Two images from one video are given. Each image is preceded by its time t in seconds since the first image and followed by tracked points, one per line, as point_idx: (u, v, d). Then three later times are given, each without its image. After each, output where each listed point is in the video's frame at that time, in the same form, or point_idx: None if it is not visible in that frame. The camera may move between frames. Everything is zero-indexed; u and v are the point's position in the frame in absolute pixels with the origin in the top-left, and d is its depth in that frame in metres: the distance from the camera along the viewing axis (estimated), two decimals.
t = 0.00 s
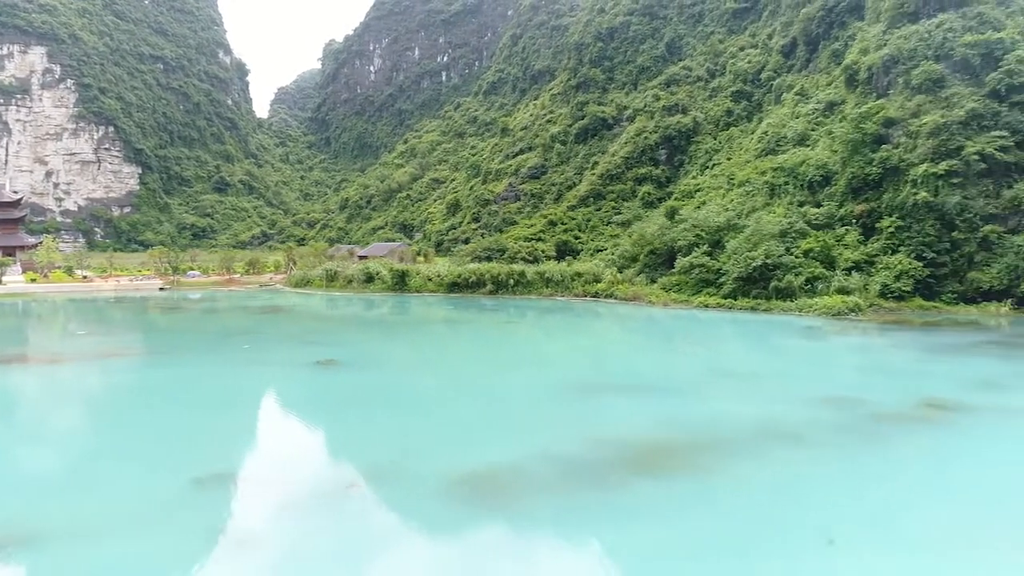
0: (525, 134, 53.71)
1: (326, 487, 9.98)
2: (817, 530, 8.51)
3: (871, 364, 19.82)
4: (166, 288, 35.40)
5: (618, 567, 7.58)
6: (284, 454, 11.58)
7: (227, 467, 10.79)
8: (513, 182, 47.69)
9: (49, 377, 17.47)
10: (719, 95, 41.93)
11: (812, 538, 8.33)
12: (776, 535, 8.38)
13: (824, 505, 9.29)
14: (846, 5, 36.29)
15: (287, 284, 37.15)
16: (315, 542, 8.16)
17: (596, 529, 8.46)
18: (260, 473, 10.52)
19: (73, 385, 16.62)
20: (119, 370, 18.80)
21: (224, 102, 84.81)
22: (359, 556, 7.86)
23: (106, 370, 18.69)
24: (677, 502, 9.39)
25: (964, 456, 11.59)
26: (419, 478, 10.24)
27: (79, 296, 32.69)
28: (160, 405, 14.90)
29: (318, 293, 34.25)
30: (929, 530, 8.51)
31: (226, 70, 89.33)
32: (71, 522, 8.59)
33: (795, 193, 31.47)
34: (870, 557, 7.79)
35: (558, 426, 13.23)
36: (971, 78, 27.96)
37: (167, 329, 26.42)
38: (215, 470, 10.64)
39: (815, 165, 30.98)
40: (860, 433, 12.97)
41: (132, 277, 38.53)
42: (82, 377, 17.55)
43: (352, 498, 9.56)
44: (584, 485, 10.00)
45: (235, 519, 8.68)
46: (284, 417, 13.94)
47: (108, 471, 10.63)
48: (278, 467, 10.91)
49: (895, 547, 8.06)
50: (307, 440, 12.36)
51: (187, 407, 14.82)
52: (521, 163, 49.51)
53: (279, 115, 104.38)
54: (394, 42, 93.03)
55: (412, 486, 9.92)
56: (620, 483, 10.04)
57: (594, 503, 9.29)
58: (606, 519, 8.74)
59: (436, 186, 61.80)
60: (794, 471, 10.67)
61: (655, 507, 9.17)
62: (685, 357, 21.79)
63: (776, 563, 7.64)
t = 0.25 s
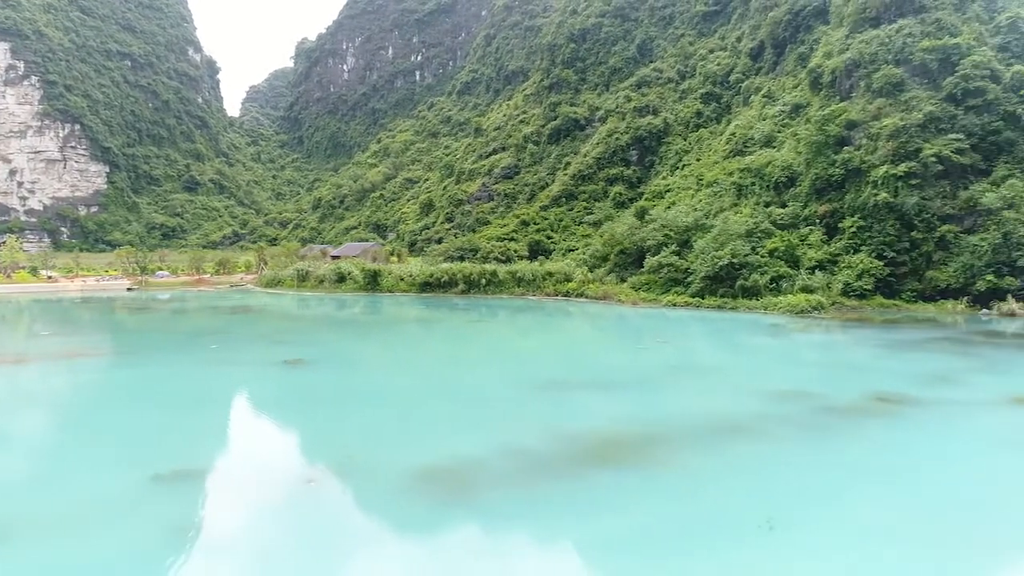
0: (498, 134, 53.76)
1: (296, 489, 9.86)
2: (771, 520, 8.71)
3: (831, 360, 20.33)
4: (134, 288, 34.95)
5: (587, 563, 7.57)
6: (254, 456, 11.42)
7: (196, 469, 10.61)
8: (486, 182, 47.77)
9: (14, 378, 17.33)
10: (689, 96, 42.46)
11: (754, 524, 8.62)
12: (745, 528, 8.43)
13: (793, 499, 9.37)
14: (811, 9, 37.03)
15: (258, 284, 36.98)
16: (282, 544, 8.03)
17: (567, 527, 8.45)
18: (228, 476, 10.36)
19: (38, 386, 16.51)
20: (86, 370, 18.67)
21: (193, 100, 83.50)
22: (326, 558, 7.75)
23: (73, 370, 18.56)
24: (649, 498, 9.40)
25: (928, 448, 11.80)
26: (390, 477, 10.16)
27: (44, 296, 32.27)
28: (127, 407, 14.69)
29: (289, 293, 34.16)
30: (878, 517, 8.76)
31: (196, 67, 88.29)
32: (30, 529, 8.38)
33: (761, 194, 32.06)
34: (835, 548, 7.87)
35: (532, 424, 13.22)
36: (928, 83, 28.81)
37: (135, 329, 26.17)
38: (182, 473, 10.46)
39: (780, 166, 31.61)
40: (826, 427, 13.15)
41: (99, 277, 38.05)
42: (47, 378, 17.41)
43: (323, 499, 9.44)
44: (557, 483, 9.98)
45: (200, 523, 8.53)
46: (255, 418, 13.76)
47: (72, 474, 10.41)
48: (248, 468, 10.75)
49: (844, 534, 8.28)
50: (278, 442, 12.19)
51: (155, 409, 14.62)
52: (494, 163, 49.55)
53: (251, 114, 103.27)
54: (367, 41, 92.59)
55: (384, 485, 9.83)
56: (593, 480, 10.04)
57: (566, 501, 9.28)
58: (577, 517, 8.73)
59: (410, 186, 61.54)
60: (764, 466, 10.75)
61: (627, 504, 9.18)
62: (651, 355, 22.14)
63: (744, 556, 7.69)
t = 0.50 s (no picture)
0: (469, 134, 53.75)
1: (265, 490, 9.80)
2: (710, 506, 9.08)
3: (790, 357, 20.87)
4: (97, 289, 34.37)
5: (554, 558, 7.64)
6: (223, 457, 11.31)
7: (162, 472, 10.48)
8: (457, 181, 47.83)
9: None
10: (656, 98, 43.08)
11: (694, 510, 8.98)
12: (709, 520, 8.60)
13: (747, 490, 9.63)
14: (776, 13, 37.81)
15: (225, 285, 36.74)
16: (247, 547, 7.98)
17: (533, 522, 8.54)
18: (197, 477, 10.26)
19: None
20: (48, 370, 18.51)
21: (159, 98, 82.41)
22: (293, 559, 7.73)
23: (35, 371, 18.40)
24: (617, 493, 9.51)
25: (889, 440, 12.09)
26: (361, 477, 10.13)
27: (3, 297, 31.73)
28: (92, 408, 14.52)
29: (256, 293, 34.00)
30: (812, 503, 9.17)
31: (162, 65, 87.09)
32: None
33: (725, 194, 32.75)
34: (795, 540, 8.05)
35: (503, 420, 13.31)
36: (884, 86, 29.71)
37: (98, 329, 25.89)
38: (149, 474, 10.33)
39: (743, 167, 32.29)
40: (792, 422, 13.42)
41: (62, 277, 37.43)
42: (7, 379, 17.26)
43: (292, 500, 9.38)
44: (526, 478, 10.07)
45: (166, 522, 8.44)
46: (225, 419, 13.65)
47: (33, 479, 10.21)
48: (216, 470, 10.66)
49: (778, 519, 8.67)
50: (249, 444, 12.09)
51: (122, 410, 14.44)
52: (465, 163, 49.54)
53: (219, 113, 101.93)
54: (337, 39, 92.04)
55: (353, 485, 9.81)
56: (564, 477, 10.13)
57: (525, 495, 9.45)
58: (536, 510, 8.90)
59: (381, 186, 61.28)
60: (732, 459, 10.94)
61: (594, 499, 9.30)
62: (616, 352, 22.49)
63: (707, 549, 7.82)
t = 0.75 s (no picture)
0: (444, 134, 53.74)
1: (241, 492, 9.75)
2: (665, 497, 9.42)
3: (756, 354, 21.28)
4: (64, 290, 33.79)
5: (530, 557, 7.71)
6: (198, 460, 11.23)
7: (136, 474, 10.38)
8: (432, 181, 47.83)
9: None
10: (630, 99, 43.58)
11: (649, 501, 9.31)
12: (683, 518, 8.72)
13: (702, 482, 9.98)
14: (745, 17, 38.28)
15: (196, 285, 36.47)
16: (222, 550, 7.96)
17: (510, 522, 8.60)
18: (172, 480, 10.18)
19: None
20: (16, 371, 18.40)
21: (130, 96, 81.39)
22: (269, 561, 7.71)
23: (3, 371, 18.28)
24: (586, 489, 9.71)
25: (857, 435, 12.37)
26: (338, 479, 10.15)
27: None
28: (62, 408, 14.52)
29: (227, 293, 33.83)
30: (762, 493, 9.55)
31: (133, 62, 85.90)
32: None
33: (695, 195, 33.25)
34: (766, 535, 8.21)
35: (480, 420, 13.38)
36: (849, 90, 30.35)
37: (67, 330, 25.68)
38: (122, 477, 10.22)
39: (713, 168, 32.81)
40: (763, 418, 13.67)
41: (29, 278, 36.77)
42: None
43: (264, 500, 9.44)
44: (503, 478, 10.14)
45: (140, 527, 8.39)
46: (200, 421, 13.54)
47: (3, 483, 10.06)
48: (191, 472, 10.59)
49: (728, 509, 9.03)
50: (225, 446, 12.02)
51: (94, 412, 14.27)
52: (440, 162, 49.53)
53: (192, 111, 100.62)
54: (312, 38, 91.40)
55: (330, 487, 9.80)
56: (534, 474, 10.31)
57: (487, 489, 9.71)
58: (496, 504, 9.16)
59: (356, 185, 61.01)
60: (698, 455, 11.20)
61: (571, 498, 9.38)
62: (587, 351, 22.78)
63: (659, 538, 8.15)
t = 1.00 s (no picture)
0: (420, 134, 53.69)
1: (215, 496, 9.69)
2: (618, 490, 9.74)
3: (724, 352, 21.68)
4: (32, 291, 33.27)
5: (482, 550, 7.96)
6: (172, 463, 11.13)
7: (107, 478, 10.27)
8: (408, 181, 47.82)
9: None
10: (605, 100, 44.01)
11: (601, 493, 9.63)
12: (656, 517, 8.84)
13: (656, 474, 10.33)
14: (716, 20, 38.57)
15: (166, 285, 36.17)
16: (195, 556, 7.90)
17: (485, 523, 8.65)
18: (144, 484, 10.08)
19: None
20: None
21: (100, 93, 80.19)
22: (242, 566, 7.68)
23: None
24: (542, 483, 10.03)
25: (819, 431, 12.70)
26: (301, 476, 10.36)
27: None
28: (32, 408, 14.56)
29: (199, 293, 33.66)
30: (711, 485, 9.92)
31: (103, 59, 84.58)
32: None
33: (667, 195, 33.70)
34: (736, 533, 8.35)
35: (455, 420, 13.43)
36: (816, 93, 30.94)
37: (37, 330, 25.47)
38: (93, 481, 10.10)
39: (685, 169, 33.26)
40: (734, 416, 13.90)
41: None
42: None
43: (229, 496, 9.66)
44: (479, 478, 10.18)
45: (111, 534, 8.30)
46: (174, 423, 13.41)
47: None
48: (165, 476, 10.48)
49: (676, 500, 9.40)
50: (199, 449, 11.93)
51: (66, 415, 14.08)
52: (416, 162, 49.52)
53: (164, 109, 99.28)
54: (287, 36, 90.69)
55: (304, 490, 9.77)
56: (494, 469, 10.60)
57: (446, 484, 9.99)
58: (454, 498, 9.43)
59: (331, 185, 60.72)
60: (655, 449, 11.57)
61: (545, 498, 9.45)
62: (559, 350, 23.02)
63: (606, 529, 8.47)
